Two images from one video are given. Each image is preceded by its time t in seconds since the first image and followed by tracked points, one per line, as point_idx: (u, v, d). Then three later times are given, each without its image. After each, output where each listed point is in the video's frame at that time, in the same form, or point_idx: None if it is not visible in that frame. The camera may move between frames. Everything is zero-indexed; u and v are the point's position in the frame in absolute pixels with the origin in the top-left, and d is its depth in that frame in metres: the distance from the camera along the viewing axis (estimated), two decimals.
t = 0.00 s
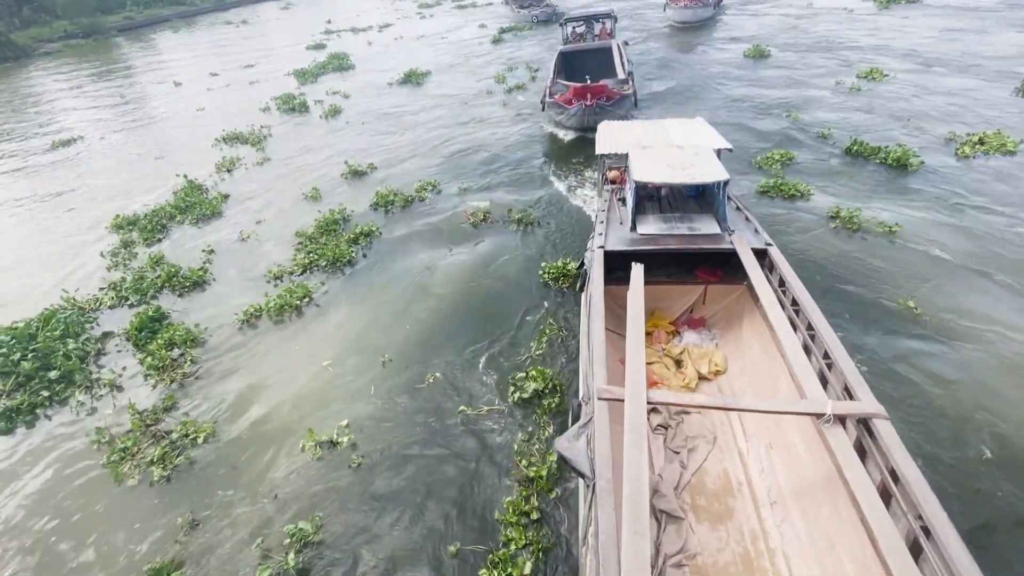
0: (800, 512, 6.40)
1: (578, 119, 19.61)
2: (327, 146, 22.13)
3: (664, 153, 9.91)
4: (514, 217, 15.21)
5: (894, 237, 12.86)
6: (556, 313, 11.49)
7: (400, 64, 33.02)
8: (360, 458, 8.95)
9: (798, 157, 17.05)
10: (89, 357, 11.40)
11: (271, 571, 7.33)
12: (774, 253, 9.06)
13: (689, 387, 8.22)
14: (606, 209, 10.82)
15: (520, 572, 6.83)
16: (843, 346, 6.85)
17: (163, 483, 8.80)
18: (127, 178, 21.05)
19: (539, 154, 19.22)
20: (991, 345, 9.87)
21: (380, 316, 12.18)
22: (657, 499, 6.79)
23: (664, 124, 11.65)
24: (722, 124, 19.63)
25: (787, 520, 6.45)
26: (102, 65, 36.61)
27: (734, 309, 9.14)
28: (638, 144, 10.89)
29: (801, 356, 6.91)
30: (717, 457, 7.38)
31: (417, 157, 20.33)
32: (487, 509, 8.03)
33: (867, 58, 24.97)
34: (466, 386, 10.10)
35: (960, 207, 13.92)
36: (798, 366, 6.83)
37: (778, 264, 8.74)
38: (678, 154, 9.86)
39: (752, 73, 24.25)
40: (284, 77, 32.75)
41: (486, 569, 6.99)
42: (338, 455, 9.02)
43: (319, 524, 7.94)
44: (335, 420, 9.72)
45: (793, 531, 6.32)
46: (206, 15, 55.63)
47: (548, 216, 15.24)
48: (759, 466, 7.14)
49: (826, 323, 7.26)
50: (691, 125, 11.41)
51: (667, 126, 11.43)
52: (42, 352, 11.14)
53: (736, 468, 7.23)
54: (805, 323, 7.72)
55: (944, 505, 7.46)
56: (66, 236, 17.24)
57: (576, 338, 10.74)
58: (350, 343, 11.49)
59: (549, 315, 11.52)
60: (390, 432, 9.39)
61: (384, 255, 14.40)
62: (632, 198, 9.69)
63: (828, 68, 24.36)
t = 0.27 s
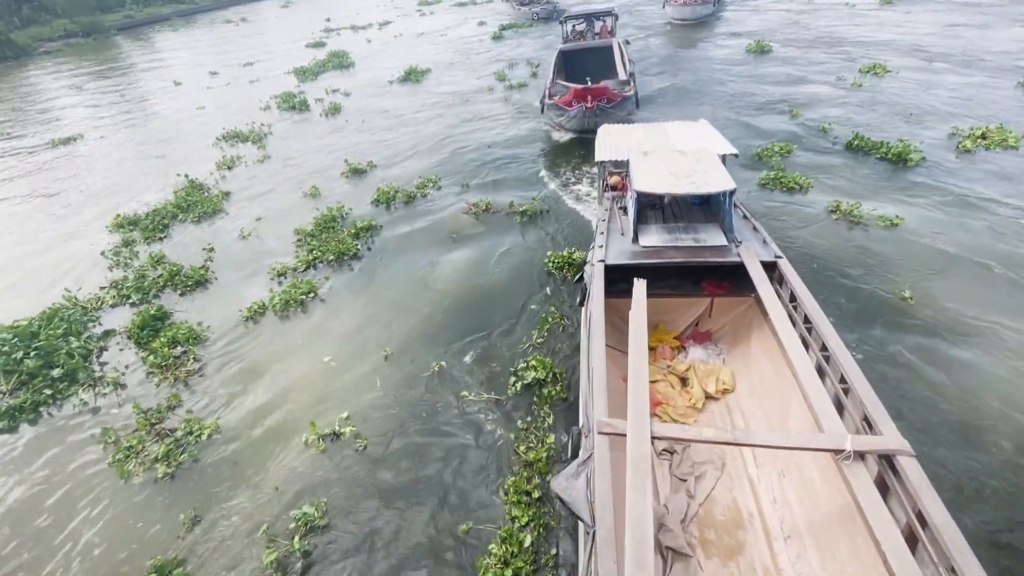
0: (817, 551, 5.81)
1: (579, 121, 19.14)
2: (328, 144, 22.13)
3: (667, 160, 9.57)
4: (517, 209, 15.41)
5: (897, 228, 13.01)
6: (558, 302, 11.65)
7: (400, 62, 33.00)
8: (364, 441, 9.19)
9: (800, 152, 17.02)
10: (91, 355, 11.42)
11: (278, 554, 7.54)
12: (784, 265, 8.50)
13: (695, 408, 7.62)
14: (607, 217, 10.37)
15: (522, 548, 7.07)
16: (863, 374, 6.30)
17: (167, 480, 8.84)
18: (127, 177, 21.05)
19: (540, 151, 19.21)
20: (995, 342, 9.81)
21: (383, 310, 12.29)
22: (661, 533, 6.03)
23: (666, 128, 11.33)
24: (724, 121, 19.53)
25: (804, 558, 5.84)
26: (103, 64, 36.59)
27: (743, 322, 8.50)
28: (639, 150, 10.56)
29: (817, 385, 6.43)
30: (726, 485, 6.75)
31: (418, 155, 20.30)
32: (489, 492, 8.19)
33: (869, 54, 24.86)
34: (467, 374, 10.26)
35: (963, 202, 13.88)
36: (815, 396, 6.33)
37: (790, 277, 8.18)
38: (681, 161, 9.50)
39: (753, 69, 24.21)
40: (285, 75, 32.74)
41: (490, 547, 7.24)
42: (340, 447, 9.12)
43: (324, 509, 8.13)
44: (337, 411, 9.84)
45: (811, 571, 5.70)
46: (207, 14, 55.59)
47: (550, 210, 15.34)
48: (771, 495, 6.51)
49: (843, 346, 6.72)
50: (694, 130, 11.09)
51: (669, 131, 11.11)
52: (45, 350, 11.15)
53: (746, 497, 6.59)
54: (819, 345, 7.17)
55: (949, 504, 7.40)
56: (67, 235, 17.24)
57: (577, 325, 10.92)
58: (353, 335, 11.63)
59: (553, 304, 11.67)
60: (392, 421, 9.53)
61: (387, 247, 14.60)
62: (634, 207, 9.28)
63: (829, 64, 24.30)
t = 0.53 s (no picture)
0: None
1: (578, 125, 18.56)
2: (329, 142, 22.13)
3: (670, 170, 9.25)
4: (520, 203, 15.57)
5: (897, 221, 13.06)
6: (562, 291, 11.84)
7: (400, 60, 32.98)
8: (369, 426, 9.38)
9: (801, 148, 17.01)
10: (94, 354, 11.44)
11: (284, 537, 7.70)
12: (795, 281, 8.24)
13: (702, 433, 7.40)
14: (608, 228, 10.06)
15: (522, 526, 7.25)
16: (882, 405, 6.00)
17: (172, 476, 8.88)
18: (128, 176, 21.04)
19: (541, 148, 19.19)
20: (998, 338, 9.81)
21: (388, 304, 12.36)
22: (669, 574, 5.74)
23: (671, 134, 11.00)
24: (724, 118, 19.47)
25: None
26: (102, 63, 36.53)
27: (750, 339, 8.25)
28: (642, 157, 10.24)
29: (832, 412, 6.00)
30: (736, 518, 6.54)
31: (418, 152, 20.29)
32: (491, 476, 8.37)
33: (870, 49, 24.79)
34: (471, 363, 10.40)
35: (965, 197, 13.88)
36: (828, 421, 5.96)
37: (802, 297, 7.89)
38: (685, 171, 9.18)
39: (754, 65, 24.16)
40: (285, 74, 32.71)
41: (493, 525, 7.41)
42: (343, 439, 9.21)
43: (329, 495, 8.24)
44: (341, 403, 9.96)
45: None
46: (206, 13, 55.49)
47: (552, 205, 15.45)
48: (784, 530, 6.27)
49: (862, 374, 6.40)
50: (700, 136, 10.77)
51: (674, 137, 10.79)
52: (48, 349, 11.17)
53: (757, 531, 6.37)
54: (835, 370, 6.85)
55: (953, 501, 7.41)
56: (68, 235, 17.25)
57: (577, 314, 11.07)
58: (358, 328, 11.74)
59: (556, 293, 11.86)
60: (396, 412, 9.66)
61: (392, 241, 14.71)
62: (635, 219, 8.97)
63: (830, 59, 24.25)
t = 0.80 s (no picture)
0: None
1: (578, 129, 18.16)
2: (330, 141, 22.15)
3: (674, 179, 8.91)
4: (522, 197, 15.90)
5: (893, 218, 13.12)
6: (565, 281, 12.06)
7: (401, 58, 32.97)
8: (373, 416, 9.57)
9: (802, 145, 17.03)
10: (98, 353, 11.49)
11: (291, 523, 7.90)
12: (807, 299, 7.92)
13: (710, 461, 7.11)
14: (609, 241, 9.81)
15: (521, 506, 7.45)
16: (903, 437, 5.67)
17: (175, 473, 8.95)
18: (128, 175, 21.05)
19: (542, 145, 19.20)
20: (1003, 336, 9.77)
21: (393, 298, 12.50)
22: None
23: (674, 140, 10.66)
24: (725, 116, 19.44)
25: None
26: (102, 63, 36.50)
27: (759, 358, 8.00)
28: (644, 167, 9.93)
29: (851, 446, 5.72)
30: (746, 555, 6.19)
31: (419, 150, 20.31)
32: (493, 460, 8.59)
33: (871, 46, 24.73)
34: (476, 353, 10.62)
35: (967, 193, 13.89)
36: (846, 456, 5.64)
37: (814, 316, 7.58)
38: (690, 181, 8.84)
39: (755, 62, 24.15)
40: (285, 72, 32.70)
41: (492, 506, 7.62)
42: (345, 434, 9.32)
43: (333, 482, 8.44)
44: (345, 395, 10.08)
45: None
46: (205, 12, 55.41)
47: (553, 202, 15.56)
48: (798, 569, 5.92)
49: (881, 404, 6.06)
50: (705, 141, 10.40)
51: (677, 144, 10.45)
52: (51, 349, 11.22)
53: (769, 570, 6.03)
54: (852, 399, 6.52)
55: (958, 501, 7.37)
56: (70, 234, 17.28)
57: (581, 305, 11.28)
58: (363, 321, 11.87)
59: (559, 283, 12.07)
60: (400, 403, 9.81)
61: (395, 236, 14.90)
62: (637, 234, 8.68)
63: (831, 56, 24.25)
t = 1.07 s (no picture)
0: None
1: (578, 133, 17.64)
2: (330, 140, 22.15)
3: (680, 192, 8.50)
4: (523, 191, 16.26)
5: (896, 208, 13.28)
6: (567, 272, 12.33)
7: (401, 56, 32.94)
8: (377, 407, 9.76)
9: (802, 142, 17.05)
10: (101, 353, 11.53)
11: (297, 510, 8.06)
12: (822, 323, 7.46)
13: (718, 495, 6.70)
14: (610, 256, 9.45)
15: (522, 491, 7.62)
16: (931, 481, 5.27)
17: (177, 470, 9.00)
18: (129, 175, 21.05)
19: (542, 143, 19.20)
20: (1006, 335, 9.75)
21: (399, 293, 12.66)
22: None
23: (678, 148, 10.23)
24: (726, 114, 19.41)
25: None
26: (101, 63, 36.47)
27: (769, 380, 7.58)
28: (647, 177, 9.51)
29: (874, 490, 5.33)
30: None
31: (419, 149, 20.32)
32: (496, 445, 8.84)
33: (872, 44, 24.68)
34: (483, 340, 10.90)
35: (967, 190, 13.92)
36: (868, 496, 5.31)
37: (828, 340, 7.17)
38: (696, 194, 8.43)
39: (756, 59, 24.14)
40: (285, 72, 32.70)
41: (491, 491, 7.81)
42: (347, 428, 9.42)
43: (337, 471, 8.60)
44: (350, 390, 10.21)
45: None
46: (204, 11, 55.33)
47: (554, 200, 15.62)
48: None
49: (904, 441, 5.66)
50: (712, 151, 9.97)
51: (682, 152, 10.04)
52: (53, 349, 11.26)
53: None
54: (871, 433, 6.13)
55: (962, 502, 7.36)
56: (71, 234, 17.30)
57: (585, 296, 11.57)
58: (365, 318, 12.00)
59: (561, 275, 12.34)
60: (404, 396, 9.99)
61: (397, 231, 15.14)
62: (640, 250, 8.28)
63: (832, 53, 24.23)
